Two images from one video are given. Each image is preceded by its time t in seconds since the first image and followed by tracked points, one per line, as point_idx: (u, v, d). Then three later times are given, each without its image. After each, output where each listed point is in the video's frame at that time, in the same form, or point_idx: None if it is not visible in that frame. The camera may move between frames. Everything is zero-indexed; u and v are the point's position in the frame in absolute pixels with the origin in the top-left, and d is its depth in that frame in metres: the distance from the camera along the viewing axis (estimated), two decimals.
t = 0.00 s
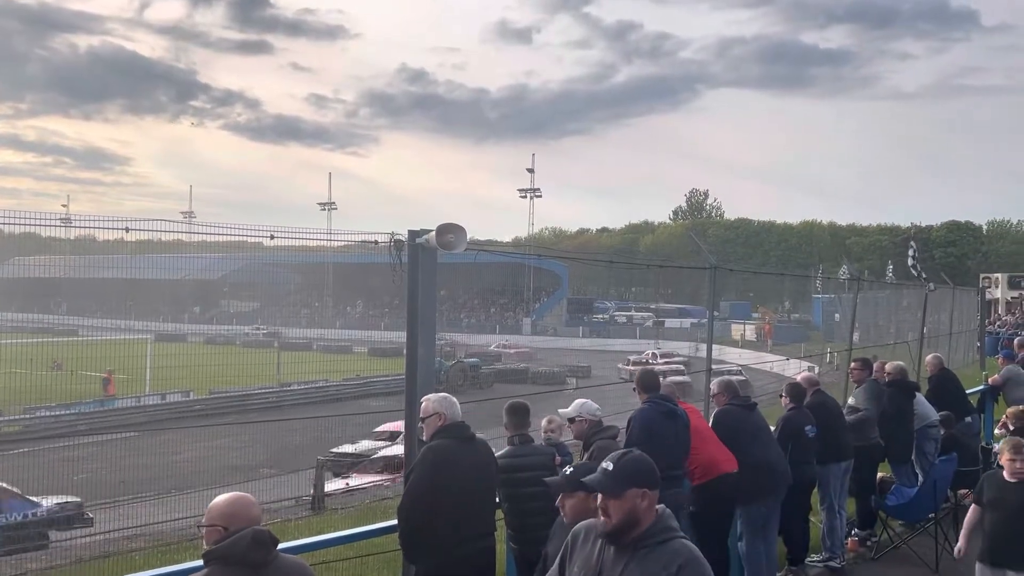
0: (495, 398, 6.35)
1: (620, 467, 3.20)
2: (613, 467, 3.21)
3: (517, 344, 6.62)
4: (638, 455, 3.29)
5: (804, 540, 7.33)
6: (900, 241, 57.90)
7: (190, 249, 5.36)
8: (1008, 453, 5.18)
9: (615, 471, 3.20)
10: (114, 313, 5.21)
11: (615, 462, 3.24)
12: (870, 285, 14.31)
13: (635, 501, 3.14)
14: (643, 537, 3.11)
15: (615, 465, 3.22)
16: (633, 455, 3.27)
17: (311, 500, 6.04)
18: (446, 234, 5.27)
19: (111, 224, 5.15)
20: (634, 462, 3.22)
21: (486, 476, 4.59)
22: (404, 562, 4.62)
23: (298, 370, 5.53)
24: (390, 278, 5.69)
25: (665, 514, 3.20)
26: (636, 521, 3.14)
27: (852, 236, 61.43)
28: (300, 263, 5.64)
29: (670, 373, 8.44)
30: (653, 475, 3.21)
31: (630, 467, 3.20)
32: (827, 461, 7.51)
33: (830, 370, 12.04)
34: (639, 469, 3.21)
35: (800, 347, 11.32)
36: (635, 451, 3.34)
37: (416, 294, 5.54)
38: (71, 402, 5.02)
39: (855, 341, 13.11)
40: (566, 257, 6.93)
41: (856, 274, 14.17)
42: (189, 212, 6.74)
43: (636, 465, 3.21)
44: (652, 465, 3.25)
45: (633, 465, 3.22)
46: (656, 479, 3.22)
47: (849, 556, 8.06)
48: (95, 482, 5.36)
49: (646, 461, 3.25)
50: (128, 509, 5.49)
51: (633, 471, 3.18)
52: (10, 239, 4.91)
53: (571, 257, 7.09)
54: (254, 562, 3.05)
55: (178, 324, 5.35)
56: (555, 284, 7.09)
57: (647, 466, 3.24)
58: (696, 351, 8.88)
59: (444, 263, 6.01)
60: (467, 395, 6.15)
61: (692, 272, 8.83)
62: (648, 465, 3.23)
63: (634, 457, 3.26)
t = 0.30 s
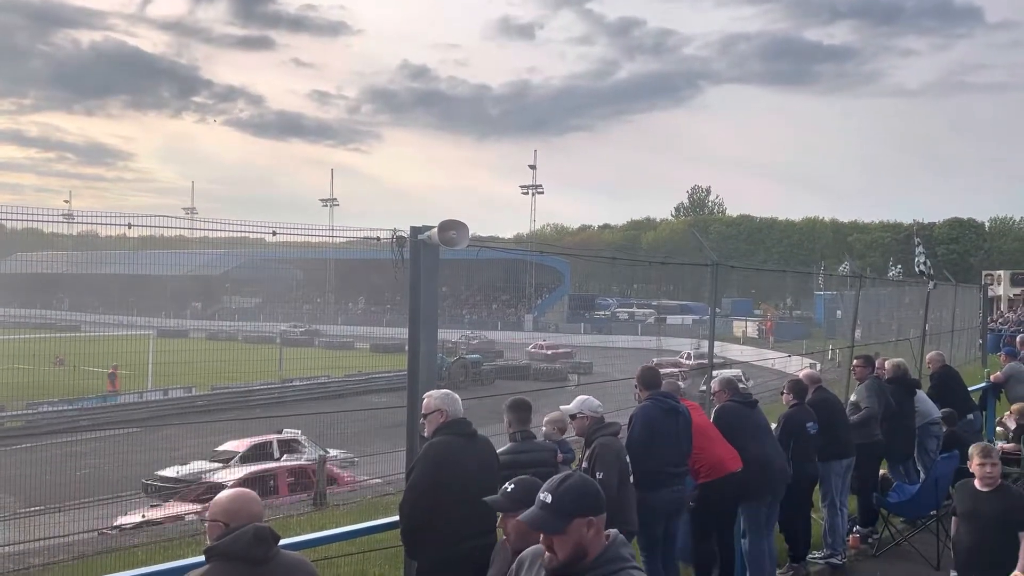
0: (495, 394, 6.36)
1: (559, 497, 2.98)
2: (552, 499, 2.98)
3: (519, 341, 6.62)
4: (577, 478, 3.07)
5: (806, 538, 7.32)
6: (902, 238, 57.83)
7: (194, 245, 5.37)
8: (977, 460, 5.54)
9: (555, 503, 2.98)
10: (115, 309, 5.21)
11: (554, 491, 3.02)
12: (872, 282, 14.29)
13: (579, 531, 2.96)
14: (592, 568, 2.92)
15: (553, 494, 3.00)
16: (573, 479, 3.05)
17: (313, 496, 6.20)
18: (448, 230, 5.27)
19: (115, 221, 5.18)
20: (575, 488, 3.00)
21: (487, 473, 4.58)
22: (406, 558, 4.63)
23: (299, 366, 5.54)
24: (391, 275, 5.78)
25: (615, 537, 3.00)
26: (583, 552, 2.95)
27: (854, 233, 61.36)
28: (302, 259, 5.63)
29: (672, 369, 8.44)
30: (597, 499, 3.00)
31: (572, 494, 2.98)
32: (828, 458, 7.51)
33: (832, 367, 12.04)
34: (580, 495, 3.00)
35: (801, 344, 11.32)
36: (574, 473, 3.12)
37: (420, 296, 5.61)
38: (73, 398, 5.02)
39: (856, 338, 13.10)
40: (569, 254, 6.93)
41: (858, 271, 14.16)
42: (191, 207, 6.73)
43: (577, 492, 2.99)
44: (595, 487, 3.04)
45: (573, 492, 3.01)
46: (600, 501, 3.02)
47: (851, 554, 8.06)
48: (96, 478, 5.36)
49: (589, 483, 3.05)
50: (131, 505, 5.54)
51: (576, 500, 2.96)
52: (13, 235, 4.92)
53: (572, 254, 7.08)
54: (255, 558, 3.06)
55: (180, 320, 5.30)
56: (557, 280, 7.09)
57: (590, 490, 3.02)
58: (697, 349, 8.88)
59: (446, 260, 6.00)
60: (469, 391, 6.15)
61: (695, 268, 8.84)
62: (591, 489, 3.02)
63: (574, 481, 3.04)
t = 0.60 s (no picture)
0: (499, 389, 6.40)
1: (484, 501, 2.59)
2: (477, 502, 2.59)
3: (523, 336, 6.63)
4: (510, 479, 2.67)
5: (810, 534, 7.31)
6: (907, 233, 57.67)
7: (199, 241, 5.28)
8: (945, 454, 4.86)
9: (481, 506, 2.59)
10: (121, 305, 5.24)
11: (481, 493, 2.63)
12: (876, 278, 14.27)
13: (507, 538, 2.57)
14: None
15: (479, 497, 2.61)
16: (505, 480, 2.66)
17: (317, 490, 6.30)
18: (453, 226, 5.27)
19: (119, 214, 5.11)
20: (504, 491, 2.61)
21: (493, 468, 4.56)
22: (410, 552, 4.64)
23: (303, 361, 5.58)
24: (395, 271, 5.69)
25: (553, 543, 2.61)
26: (514, 562, 2.57)
27: (858, 228, 61.19)
28: (303, 253, 5.54)
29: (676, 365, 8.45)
30: (530, 503, 2.60)
31: (501, 496, 2.60)
32: (833, 453, 7.50)
33: (836, 363, 12.02)
34: (508, 499, 2.60)
35: (804, 340, 11.31)
36: (508, 474, 2.71)
37: (423, 294, 5.54)
38: (79, 393, 5.10)
39: (861, 334, 13.07)
40: (573, 249, 6.93)
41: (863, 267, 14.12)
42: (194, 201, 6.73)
43: (506, 495, 2.60)
44: (531, 489, 2.64)
45: (500, 495, 2.61)
46: (535, 503, 2.62)
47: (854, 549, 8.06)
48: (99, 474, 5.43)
49: (522, 485, 2.65)
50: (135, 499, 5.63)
51: (504, 502, 2.57)
52: (17, 230, 4.86)
53: (576, 250, 7.05)
54: (258, 553, 3.06)
55: (184, 315, 5.34)
56: (561, 276, 7.08)
57: (525, 491, 2.63)
58: (701, 344, 8.93)
59: (450, 255, 5.99)
60: (473, 386, 6.15)
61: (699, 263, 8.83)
62: (524, 492, 2.62)
63: (504, 482, 2.65)
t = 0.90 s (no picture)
0: (504, 384, 6.35)
1: (376, 524, 2.57)
2: (368, 525, 2.58)
3: (529, 331, 6.63)
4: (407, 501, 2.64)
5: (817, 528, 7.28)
6: (915, 228, 57.44)
7: (204, 236, 5.37)
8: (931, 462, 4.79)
9: (374, 528, 2.58)
10: (128, 300, 5.25)
11: (373, 515, 2.61)
12: (884, 273, 14.21)
13: (394, 568, 2.55)
14: None
15: (370, 520, 2.60)
16: (400, 502, 2.63)
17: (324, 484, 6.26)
18: (458, 220, 5.28)
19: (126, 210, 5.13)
20: (398, 514, 2.58)
21: (496, 460, 4.60)
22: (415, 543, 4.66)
23: (307, 356, 5.50)
24: (401, 265, 5.68)
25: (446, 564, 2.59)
26: None
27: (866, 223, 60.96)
28: (311, 248, 5.61)
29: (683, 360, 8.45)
30: (425, 528, 2.57)
31: (395, 518, 2.58)
32: (839, 448, 7.49)
33: (844, 358, 11.98)
34: (402, 522, 2.57)
35: (812, 335, 11.28)
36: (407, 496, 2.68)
37: (429, 289, 5.57)
38: (86, 388, 5.07)
39: (868, 329, 13.03)
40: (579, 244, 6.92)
41: (870, 262, 14.07)
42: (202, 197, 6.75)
43: (398, 519, 2.57)
44: (426, 513, 2.61)
45: (394, 518, 2.59)
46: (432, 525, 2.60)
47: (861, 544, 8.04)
48: (107, 467, 5.39)
49: (417, 508, 2.62)
50: (144, 493, 5.54)
51: (399, 524, 2.55)
52: (25, 226, 4.93)
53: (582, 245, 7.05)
54: (264, 546, 3.07)
55: (192, 310, 5.36)
56: (567, 271, 7.07)
57: (422, 512, 2.61)
58: (707, 339, 8.93)
59: (456, 250, 5.98)
60: (479, 381, 6.16)
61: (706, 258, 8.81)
62: (419, 514, 2.60)
63: (401, 505, 2.62)
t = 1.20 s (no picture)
0: (512, 378, 6.40)
1: (252, 538, 2.45)
2: (244, 539, 2.46)
3: (537, 325, 6.63)
4: (286, 511, 2.53)
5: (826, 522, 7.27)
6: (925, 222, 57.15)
7: (214, 231, 5.33)
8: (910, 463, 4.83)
9: (248, 541, 2.46)
10: (135, 295, 5.25)
11: (248, 530, 2.49)
12: (894, 267, 14.14)
13: None
14: None
15: (244, 534, 2.48)
16: (278, 512, 2.52)
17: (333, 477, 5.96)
18: (467, 215, 5.28)
19: (135, 205, 5.11)
20: (277, 525, 2.47)
21: (503, 454, 4.61)
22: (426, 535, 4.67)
23: (319, 351, 5.64)
24: (409, 259, 5.71)
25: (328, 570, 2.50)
26: None
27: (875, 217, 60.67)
28: (321, 244, 5.61)
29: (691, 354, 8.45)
30: (309, 535, 2.47)
31: (268, 530, 2.47)
32: (849, 443, 7.48)
33: (853, 353, 11.94)
34: (283, 531, 2.47)
35: (821, 330, 11.25)
36: (287, 507, 2.57)
37: (437, 283, 5.54)
38: (95, 382, 5.11)
39: (877, 324, 12.98)
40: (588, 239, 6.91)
41: (879, 256, 14.01)
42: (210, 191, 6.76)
43: (278, 529, 2.46)
44: (309, 519, 2.51)
45: (274, 528, 2.47)
46: (317, 534, 2.50)
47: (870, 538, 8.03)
48: (119, 460, 5.45)
49: (300, 516, 2.51)
50: (155, 487, 5.68)
51: (276, 536, 2.44)
52: (37, 221, 4.93)
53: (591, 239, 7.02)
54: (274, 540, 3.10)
55: (201, 306, 5.37)
56: (575, 266, 7.07)
57: (303, 522, 2.50)
58: (716, 334, 8.92)
59: (464, 245, 5.99)
60: (487, 375, 6.18)
61: (714, 252, 8.79)
62: (300, 523, 2.49)
63: (279, 515, 2.50)
